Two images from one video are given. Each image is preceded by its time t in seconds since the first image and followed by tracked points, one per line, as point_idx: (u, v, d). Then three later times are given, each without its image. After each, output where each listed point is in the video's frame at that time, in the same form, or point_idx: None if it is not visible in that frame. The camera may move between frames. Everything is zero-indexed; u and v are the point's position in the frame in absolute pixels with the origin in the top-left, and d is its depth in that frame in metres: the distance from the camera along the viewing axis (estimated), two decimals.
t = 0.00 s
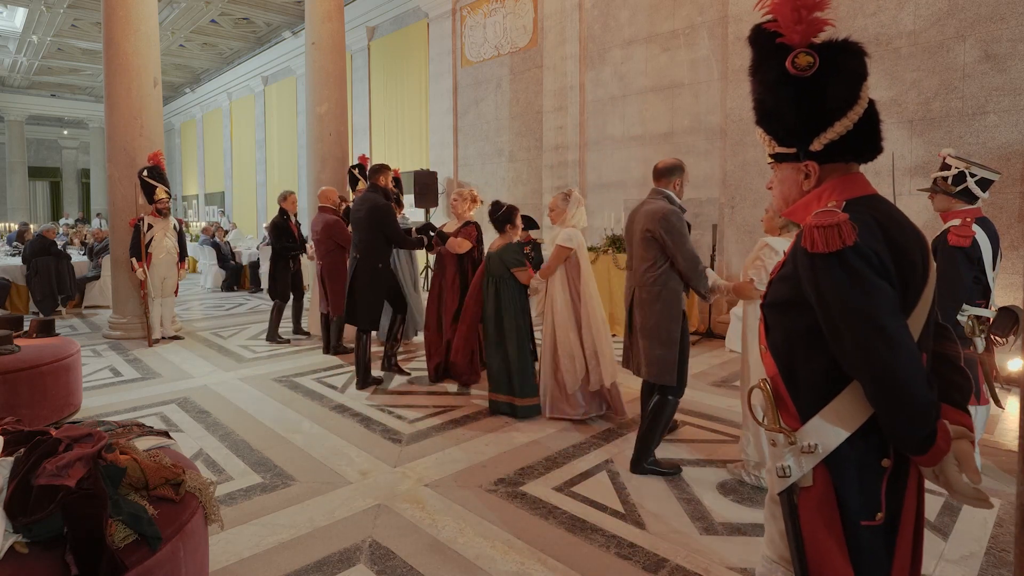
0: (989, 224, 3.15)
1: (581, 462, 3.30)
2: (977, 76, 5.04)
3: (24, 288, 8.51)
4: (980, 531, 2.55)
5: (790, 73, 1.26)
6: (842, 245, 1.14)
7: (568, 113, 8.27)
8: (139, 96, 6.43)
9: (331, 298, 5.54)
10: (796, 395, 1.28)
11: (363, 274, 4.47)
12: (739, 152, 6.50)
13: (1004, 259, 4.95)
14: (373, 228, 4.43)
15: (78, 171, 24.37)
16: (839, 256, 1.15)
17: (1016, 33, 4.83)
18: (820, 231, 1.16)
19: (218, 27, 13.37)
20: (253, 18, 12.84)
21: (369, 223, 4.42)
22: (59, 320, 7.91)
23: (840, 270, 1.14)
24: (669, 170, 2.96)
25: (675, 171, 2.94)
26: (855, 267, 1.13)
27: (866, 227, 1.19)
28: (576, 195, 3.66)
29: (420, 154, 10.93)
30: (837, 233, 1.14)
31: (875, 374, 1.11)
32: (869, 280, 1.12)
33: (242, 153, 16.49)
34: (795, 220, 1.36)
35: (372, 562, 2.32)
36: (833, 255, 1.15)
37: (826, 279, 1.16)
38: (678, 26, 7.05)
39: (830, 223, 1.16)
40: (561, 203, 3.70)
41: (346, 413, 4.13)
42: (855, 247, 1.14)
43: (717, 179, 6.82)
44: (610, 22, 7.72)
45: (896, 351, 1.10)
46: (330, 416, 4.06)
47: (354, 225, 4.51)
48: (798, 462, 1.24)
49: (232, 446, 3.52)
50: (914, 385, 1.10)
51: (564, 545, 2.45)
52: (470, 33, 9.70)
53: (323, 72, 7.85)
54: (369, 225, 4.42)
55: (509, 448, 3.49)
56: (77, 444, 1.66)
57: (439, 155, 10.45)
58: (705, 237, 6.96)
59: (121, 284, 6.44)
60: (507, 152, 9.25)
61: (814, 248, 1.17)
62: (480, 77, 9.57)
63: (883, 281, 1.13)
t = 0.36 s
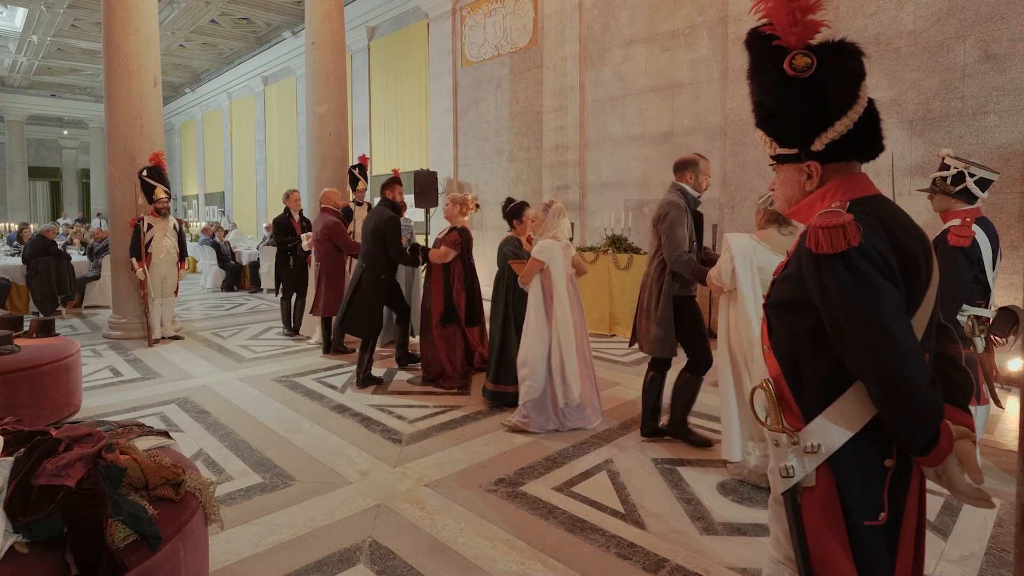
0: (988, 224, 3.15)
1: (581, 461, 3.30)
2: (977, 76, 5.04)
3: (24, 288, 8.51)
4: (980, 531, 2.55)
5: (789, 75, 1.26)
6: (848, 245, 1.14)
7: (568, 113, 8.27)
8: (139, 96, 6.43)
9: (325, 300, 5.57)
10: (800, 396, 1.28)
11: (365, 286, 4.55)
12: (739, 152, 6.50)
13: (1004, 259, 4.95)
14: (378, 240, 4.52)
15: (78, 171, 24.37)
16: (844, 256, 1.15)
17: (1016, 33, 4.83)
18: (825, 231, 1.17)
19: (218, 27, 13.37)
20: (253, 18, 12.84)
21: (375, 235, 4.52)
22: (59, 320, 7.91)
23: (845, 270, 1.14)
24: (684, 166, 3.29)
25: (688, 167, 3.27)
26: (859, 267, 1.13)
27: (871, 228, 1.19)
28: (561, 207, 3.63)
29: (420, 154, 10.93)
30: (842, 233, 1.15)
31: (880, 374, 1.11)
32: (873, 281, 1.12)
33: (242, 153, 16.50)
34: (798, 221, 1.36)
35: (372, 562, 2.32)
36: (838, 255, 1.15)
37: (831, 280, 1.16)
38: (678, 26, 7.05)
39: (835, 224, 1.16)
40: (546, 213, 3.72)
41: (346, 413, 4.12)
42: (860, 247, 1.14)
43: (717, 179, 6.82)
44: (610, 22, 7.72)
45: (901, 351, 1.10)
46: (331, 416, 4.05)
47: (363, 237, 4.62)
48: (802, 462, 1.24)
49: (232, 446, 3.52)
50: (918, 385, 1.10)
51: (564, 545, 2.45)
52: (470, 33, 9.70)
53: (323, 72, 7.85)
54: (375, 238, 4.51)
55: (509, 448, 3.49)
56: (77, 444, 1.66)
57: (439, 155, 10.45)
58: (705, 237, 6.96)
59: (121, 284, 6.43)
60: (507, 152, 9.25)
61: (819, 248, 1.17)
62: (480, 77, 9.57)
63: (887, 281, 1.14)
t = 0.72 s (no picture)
0: (989, 224, 3.14)
1: (581, 461, 3.30)
2: (977, 76, 5.04)
3: (24, 288, 8.51)
4: (980, 531, 2.55)
5: (790, 74, 1.26)
6: (847, 245, 1.14)
7: (568, 113, 8.28)
8: (139, 96, 6.43)
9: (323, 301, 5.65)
10: (799, 395, 1.28)
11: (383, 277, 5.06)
12: (739, 152, 6.51)
13: (1004, 259, 4.95)
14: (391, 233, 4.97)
15: (78, 171, 24.37)
16: (843, 256, 1.15)
17: (1016, 33, 4.83)
18: (825, 231, 1.17)
19: (218, 27, 13.37)
20: (253, 18, 12.84)
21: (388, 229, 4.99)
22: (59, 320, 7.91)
23: (845, 270, 1.14)
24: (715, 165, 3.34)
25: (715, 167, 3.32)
26: (859, 266, 1.13)
27: (872, 228, 1.19)
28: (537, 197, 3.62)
29: (420, 154, 10.93)
30: (842, 233, 1.15)
31: (879, 374, 1.11)
32: (873, 280, 1.12)
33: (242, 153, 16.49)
34: (799, 220, 1.36)
35: (372, 562, 2.32)
36: (838, 255, 1.15)
37: (831, 279, 1.16)
38: (678, 26, 7.05)
39: (835, 223, 1.16)
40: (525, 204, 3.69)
41: (346, 413, 4.12)
42: (859, 247, 1.14)
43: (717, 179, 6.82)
44: (610, 22, 7.73)
45: (900, 350, 1.10)
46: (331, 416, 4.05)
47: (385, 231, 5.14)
48: (801, 461, 1.24)
49: (232, 446, 3.51)
50: (917, 383, 1.10)
51: (564, 545, 2.45)
52: (469, 33, 9.69)
53: (323, 72, 7.85)
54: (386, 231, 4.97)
55: (509, 448, 3.49)
56: (77, 444, 1.66)
57: (439, 155, 10.45)
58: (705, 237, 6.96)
59: (121, 284, 6.43)
60: (507, 152, 9.25)
61: (819, 248, 1.17)
62: (480, 77, 9.56)
63: (888, 281, 1.13)
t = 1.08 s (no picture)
0: (989, 224, 3.14)
1: (581, 461, 3.30)
2: (977, 76, 5.04)
3: (24, 288, 8.51)
4: (980, 531, 2.55)
5: (786, 75, 1.26)
6: (843, 244, 1.14)
7: (568, 113, 8.28)
8: (139, 96, 6.43)
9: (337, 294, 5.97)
10: (798, 394, 1.29)
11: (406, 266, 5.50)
12: (740, 152, 6.50)
13: (1004, 259, 4.95)
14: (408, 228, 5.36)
15: (78, 171, 24.38)
16: (840, 255, 1.15)
17: (1017, 33, 4.83)
18: (821, 231, 1.17)
19: (218, 27, 13.37)
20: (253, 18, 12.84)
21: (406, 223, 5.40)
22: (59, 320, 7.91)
23: (841, 269, 1.14)
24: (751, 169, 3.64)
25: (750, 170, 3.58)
26: (854, 265, 1.13)
27: (868, 227, 1.19)
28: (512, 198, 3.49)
29: (420, 154, 10.93)
30: (838, 232, 1.15)
31: (876, 373, 1.11)
32: (868, 279, 1.12)
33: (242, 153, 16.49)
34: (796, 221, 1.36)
35: (372, 563, 2.32)
36: (834, 254, 1.15)
37: (827, 278, 1.16)
38: (678, 26, 7.06)
39: (831, 223, 1.16)
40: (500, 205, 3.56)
41: (347, 413, 4.12)
42: (855, 246, 1.14)
43: (717, 178, 6.82)
44: (610, 22, 7.73)
45: (897, 349, 1.10)
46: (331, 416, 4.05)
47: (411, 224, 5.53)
48: (799, 461, 1.24)
49: (232, 446, 3.51)
50: (914, 382, 1.10)
51: (564, 545, 2.45)
52: (469, 33, 9.69)
53: (323, 72, 7.85)
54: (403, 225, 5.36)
55: (509, 448, 3.49)
56: (76, 444, 1.66)
57: (439, 155, 10.45)
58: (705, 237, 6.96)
59: (121, 284, 6.43)
60: (507, 152, 9.25)
61: (815, 247, 1.17)
62: (480, 77, 9.57)
63: (884, 280, 1.13)
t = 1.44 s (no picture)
0: (989, 224, 3.14)
1: (582, 461, 3.30)
2: (977, 76, 5.04)
3: (24, 288, 8.51)
4: (980, 531, 2.55)
5: (782, 76, 1.26)
6: (839, 243, 1.14)
7: (568, 113, 8.28)
8: (139, 96, 6.43)
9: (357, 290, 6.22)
10: (793, 393, 1.29)
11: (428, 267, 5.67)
12: (740, 152, 6.50)
13: (1004, 259, 4.94)
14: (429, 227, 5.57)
15: (78, 171, 24.39)
16: (835, 254, 1.15)
17: (1017, 32, 4.82)
18: (817, 229, 1.17)
19: (218, 27, 13.37)
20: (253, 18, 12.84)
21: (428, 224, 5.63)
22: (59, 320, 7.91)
23: (837, 268, 1.14)
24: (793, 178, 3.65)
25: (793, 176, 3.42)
26: (849, 264, 1.13)
27: (864, 226, 1.19)
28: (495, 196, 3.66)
29: (420, 154, 10.93)
30: (833, 231, 1.15)
31: (872, 372, 1.11)
32: (863, 278, 1.12)
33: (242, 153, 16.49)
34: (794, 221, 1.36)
35: (372, 562, 2.32)
36: (830, 252, 1.15)
37: (822, 277, 1.16)
38: (678, 26, 7.06)
39: (827, 222, 1.16)
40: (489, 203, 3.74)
41: (347, 412, 4.12)
42: (851, 245, 1.14)
43: (717, 178, 6.81)
44: (610, 22, 7.73)
45: (893, 348, 1.10)
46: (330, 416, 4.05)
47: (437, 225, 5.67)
48: (794, 459, 1.25)
49: (232, 446, 3.51)
50: (910, 381, 1.10)
51: (564, 545, 2.45)
52: (470, 33, 9.69)
53: (323, 72, 7.85)
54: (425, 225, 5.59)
55: (509, 448, 3.49)
56: (77, 444, 1.66)
57: (439, 155, 10.45)
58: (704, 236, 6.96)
59: (121, 285, 6.43)
60: (507, 152, 9.25)
61: (811, 246, 1.17)
62: (480, 77, 9.57)
63: (879, 279, 1.14)
